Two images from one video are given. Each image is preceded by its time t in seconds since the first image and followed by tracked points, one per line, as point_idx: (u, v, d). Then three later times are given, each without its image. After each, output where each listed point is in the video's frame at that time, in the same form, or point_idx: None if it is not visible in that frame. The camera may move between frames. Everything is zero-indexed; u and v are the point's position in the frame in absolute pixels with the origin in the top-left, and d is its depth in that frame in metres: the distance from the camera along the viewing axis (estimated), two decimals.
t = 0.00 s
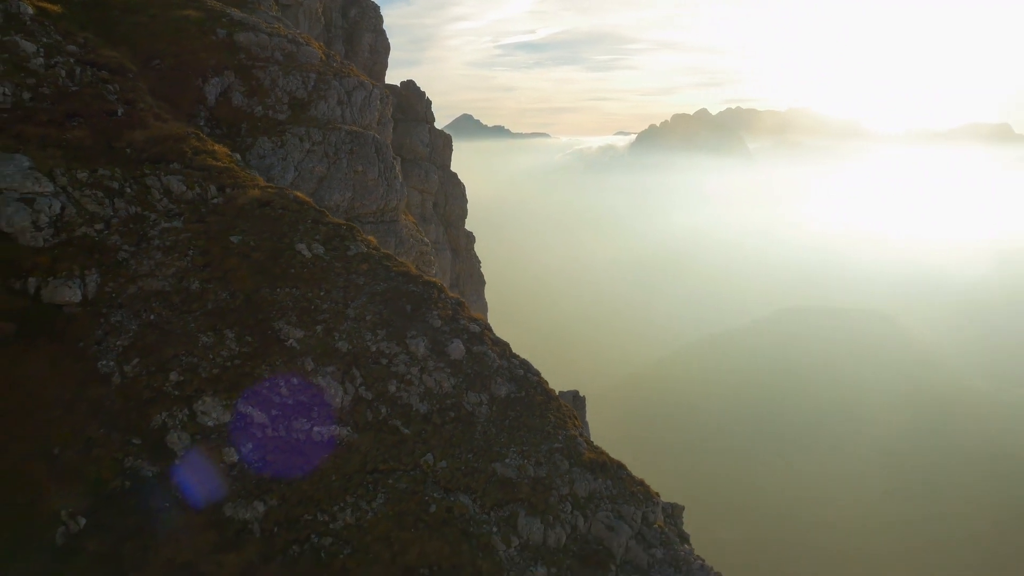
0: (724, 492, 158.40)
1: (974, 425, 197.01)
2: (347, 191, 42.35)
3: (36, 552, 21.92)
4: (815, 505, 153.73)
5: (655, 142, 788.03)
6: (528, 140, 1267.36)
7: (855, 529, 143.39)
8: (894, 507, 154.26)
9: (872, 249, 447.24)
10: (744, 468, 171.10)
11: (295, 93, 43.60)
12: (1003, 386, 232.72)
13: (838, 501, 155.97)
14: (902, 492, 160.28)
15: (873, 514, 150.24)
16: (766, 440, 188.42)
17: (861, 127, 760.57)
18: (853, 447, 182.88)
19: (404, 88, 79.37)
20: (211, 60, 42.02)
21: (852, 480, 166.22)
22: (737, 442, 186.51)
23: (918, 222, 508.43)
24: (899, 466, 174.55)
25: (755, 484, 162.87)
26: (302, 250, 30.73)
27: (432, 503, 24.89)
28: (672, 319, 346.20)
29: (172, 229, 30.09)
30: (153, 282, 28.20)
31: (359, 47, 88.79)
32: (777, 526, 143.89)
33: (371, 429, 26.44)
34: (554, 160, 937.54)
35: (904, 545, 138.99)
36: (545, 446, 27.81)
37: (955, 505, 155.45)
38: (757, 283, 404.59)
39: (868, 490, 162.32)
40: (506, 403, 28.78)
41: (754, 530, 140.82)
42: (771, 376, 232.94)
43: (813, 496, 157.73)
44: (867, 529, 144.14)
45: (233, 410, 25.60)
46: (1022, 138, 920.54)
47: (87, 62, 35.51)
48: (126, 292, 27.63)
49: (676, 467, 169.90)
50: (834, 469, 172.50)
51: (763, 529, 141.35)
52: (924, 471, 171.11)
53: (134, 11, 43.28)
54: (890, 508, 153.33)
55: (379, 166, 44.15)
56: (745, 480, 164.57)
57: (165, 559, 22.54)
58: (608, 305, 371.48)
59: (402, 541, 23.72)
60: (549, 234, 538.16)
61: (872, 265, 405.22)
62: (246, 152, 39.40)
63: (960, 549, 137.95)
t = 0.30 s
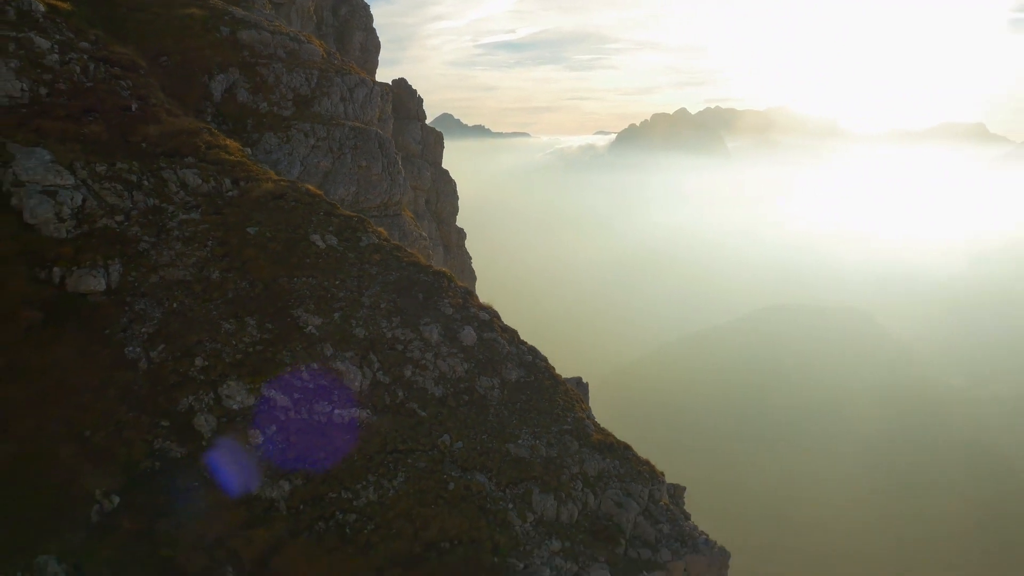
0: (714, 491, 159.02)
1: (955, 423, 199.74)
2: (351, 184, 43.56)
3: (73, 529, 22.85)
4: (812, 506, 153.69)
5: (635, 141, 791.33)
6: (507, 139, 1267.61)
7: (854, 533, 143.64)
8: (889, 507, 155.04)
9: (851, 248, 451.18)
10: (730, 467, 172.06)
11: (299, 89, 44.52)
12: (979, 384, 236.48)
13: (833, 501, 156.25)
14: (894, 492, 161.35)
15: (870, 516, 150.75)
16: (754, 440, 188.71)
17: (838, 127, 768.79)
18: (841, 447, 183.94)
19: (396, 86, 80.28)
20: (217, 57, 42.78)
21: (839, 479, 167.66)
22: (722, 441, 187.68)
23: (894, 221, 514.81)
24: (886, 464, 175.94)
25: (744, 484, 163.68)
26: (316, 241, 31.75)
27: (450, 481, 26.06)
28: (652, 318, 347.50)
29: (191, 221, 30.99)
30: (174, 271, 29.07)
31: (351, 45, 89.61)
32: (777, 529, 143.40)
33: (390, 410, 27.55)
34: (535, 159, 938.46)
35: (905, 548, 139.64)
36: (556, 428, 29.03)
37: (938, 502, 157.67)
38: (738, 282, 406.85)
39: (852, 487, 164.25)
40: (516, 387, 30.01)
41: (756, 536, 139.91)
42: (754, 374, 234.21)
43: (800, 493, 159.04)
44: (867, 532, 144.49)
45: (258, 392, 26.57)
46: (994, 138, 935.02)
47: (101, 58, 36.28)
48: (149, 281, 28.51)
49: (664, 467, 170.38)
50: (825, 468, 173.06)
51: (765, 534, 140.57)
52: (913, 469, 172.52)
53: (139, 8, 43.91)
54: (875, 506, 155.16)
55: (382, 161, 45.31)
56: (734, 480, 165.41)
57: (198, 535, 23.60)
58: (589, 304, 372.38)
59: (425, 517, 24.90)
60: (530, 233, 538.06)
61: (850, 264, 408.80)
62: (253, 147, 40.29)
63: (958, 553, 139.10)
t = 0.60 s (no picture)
0: (702, 483, 159.29)
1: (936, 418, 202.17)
2: (353, 180, 44.44)
3: (103, 512, 23.74)
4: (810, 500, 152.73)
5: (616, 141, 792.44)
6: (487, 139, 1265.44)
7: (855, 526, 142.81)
8: (884, 500, 155.02)
9: (830, 248, 454.44)
10: (716, 460, 172.78)
11: (301, 87, 45.33)
12: (956, 381, 239.76)
13: (828, 496, 155.85)
14: (883, 485, 162.44)
15: (868, 509, 150.33)
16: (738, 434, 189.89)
17: (816, 128, 775.49)
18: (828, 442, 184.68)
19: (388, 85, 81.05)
20: (219, 55, 43.45)
21: (822, 470, 169.19)
22: (706, 437, 188.46)
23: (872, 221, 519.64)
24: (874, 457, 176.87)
25: (730, 476, 164.29)
26: (327, 234, 32.66)
27: (464, 463, 27.03)
28: (634, 317, 348.32)
29: (204, 214, 31.81)
30: (189, 263, 29.88)
31: (341, 44, 90.23)
32: (779, 522, 141.89)
33: (402, 396, 28.51)
34: (515, 159, 938.10)
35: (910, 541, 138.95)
36: (563, 413, 30.13)
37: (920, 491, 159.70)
38: (718, 281, 408.43)
39: (836, 478, 165.83)
40: (522, 375, 31.03)
41: (750, 527, 139.76)
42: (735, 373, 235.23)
43: (787, 484, 160.07)
44: (868, 524, 143.80)
45: (277, 380, 27.45)
46: (968, 138, 946.01)
47: (110, 56, 36.97)
48: (165, 272, 29.26)
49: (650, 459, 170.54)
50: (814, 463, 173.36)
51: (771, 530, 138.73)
52: (901, 461, 173.57)
53: (141, 7, 44.52)
54: (860, 496, 156.68)
55: (383, 157, 46.25)
56: (720, 472, 166.10)
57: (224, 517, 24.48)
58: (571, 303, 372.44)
59: (442, 498, 25.89)
60: (511, 233, 537.13)
61: (829, 265, 411.68)
62: (257, 142, 41.05)
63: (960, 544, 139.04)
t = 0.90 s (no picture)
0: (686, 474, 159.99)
1: (912, 415, 205.42)
2: (355, 175, 45.47)
3: (133, 493, 24.76)
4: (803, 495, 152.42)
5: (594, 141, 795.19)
6: (464, 138, 1264.61)
7: (852, 522, 142.49)
8: (874, 496, 155.76)
9: (807, 247, 458.55)
10: (700, 451, 173.65)
11: (302, 85, 46.26)
12: (929, 379, 243.86)
13: (818, 490, 156.06)
14: (864, 476, 164.60)
15: (861, 505, 150.60)
16: (720, 427, 191.30)
17: (792, 128, 782.98)
18: (809, 436, 186.32)
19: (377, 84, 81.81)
20: (223, 53, 44.23)
21: (805, 462, 171.02)
22: (689, 429, 189.42)
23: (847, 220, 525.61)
24: (855, 451, 178.75)
25: (714, 465, 165.26)
26: (338, 226, 33.68)
27: (477, 445, 28.16)
28: (614, 316, 349.66)
29: (218, 207, 32.72)
30: (206, 254, 30.74)
31: (330, 43, 90.92)
32: (776, 517, 140.87)
33: (415, 381, 29.66)
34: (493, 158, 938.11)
35: (906, 538, 139.17)
36: (568, 399, 31.35)
37: (900, 483, 162.30)
38: (696, 280, 410.69)
39: (818, 470, 167.75)
40: (529, 361, 32.23)
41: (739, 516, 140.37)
42: (714, 368, 237.03)
43: (770, 475, 161.53)
44: (863, 519, 143.79)
45: (296, 366, 28.42)
46: (939, 138, 958.75)
47: (119, 54, 37.74)
48: (183, 263, 30.15)
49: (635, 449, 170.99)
50: (798, 455, 174.49)
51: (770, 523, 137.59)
52: (883, 456, 175.62)
53: (144, 4, 45.21)
54: (842, 488, 158.52)
55: (384, 153, 47.31)
56: (704, 463, 167.04)
57: (249, 497, 25.52)
58: (551, 301, 373.08)
59: (458, 478, 27.00)
60: (491, 231, 536.70)
61: (806, 264, 415.52)
62: (262, 138, 41.97)
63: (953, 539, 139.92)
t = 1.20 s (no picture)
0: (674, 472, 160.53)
1: (890, 412, 208.28)
2: (355, 172, 46.38)
3: (154, 478, 25.60)
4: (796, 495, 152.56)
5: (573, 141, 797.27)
6: (442, 139, 1263.13)
7: (847, 522, 142.78)
8: (862, 493, 156.84)
9: (785, 247, 462.94)
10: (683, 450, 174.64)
11: (302, 84, 47.03)
12: (905, 377, 247.58)
13: (808, 489, 156.55)
14: (845, 473, 166.71)
15: (852, 503, 151.30)
16: (702, 425, 192.74)
17: (770, 130, 789.65)
18: (792, 435, 187.95)
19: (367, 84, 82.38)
20: (223, 52, 44.86)
21: (787, 459, 172.81)
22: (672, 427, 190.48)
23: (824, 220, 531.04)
24: (837, 448, 180.96)
25: (700, 464, 166.12)
26: (345, 220, 34.56)
27: (486, 431, 29.23)
28: (595, 315, 351.09)
29: (228, 202, 33.52)
30: (218, 248, 31.54)
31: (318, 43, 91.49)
32: (770, 517, 140.95)
33: (425, 368, 30.69)
34: (473, 158, 938.25)
35: (902, 536, 139.82)
36: (572, 386, 32.50)
37: (881, 479, 164.52)
38: (676, 280, 413.38)
39: (800, 467, 169.61)
40: (532, 350, 33.26)
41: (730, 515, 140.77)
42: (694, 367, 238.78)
43: (755, 473, 162.86)
44: (856, 520, 144.28)
45: (309, 356, 29.28)
46: (913, 139, 971.32)
47: (125, 52, 38.30)
48: (196, 256, 30.89)
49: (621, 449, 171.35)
50: (783, 454, 175.58)
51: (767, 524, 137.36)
52: (865, 454, 177.68)
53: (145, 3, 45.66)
54: (826, 484, 160.24)
55: (383, 150, 48.25)
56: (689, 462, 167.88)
57: (268, 480, 26.44)
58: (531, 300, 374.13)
59: (469, 461, 28.05)
60: (471, 231, 536.78)
61: (784, 264, 419.68)
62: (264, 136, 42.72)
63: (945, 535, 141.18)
